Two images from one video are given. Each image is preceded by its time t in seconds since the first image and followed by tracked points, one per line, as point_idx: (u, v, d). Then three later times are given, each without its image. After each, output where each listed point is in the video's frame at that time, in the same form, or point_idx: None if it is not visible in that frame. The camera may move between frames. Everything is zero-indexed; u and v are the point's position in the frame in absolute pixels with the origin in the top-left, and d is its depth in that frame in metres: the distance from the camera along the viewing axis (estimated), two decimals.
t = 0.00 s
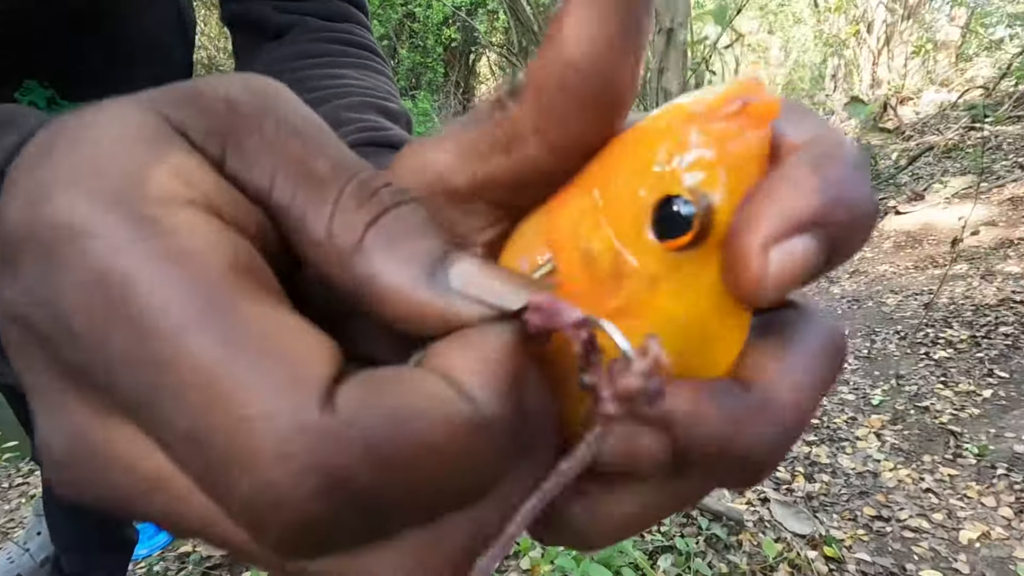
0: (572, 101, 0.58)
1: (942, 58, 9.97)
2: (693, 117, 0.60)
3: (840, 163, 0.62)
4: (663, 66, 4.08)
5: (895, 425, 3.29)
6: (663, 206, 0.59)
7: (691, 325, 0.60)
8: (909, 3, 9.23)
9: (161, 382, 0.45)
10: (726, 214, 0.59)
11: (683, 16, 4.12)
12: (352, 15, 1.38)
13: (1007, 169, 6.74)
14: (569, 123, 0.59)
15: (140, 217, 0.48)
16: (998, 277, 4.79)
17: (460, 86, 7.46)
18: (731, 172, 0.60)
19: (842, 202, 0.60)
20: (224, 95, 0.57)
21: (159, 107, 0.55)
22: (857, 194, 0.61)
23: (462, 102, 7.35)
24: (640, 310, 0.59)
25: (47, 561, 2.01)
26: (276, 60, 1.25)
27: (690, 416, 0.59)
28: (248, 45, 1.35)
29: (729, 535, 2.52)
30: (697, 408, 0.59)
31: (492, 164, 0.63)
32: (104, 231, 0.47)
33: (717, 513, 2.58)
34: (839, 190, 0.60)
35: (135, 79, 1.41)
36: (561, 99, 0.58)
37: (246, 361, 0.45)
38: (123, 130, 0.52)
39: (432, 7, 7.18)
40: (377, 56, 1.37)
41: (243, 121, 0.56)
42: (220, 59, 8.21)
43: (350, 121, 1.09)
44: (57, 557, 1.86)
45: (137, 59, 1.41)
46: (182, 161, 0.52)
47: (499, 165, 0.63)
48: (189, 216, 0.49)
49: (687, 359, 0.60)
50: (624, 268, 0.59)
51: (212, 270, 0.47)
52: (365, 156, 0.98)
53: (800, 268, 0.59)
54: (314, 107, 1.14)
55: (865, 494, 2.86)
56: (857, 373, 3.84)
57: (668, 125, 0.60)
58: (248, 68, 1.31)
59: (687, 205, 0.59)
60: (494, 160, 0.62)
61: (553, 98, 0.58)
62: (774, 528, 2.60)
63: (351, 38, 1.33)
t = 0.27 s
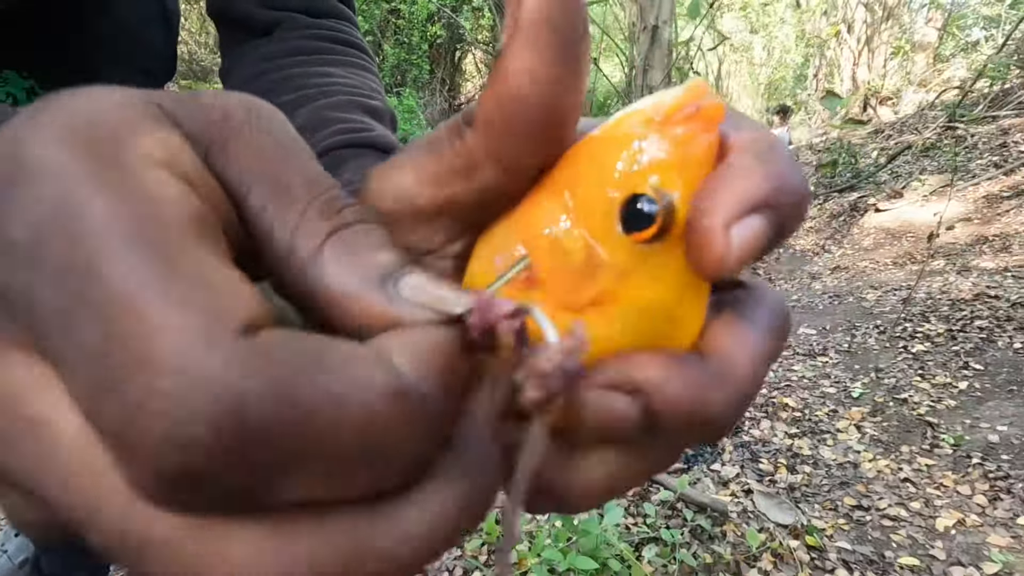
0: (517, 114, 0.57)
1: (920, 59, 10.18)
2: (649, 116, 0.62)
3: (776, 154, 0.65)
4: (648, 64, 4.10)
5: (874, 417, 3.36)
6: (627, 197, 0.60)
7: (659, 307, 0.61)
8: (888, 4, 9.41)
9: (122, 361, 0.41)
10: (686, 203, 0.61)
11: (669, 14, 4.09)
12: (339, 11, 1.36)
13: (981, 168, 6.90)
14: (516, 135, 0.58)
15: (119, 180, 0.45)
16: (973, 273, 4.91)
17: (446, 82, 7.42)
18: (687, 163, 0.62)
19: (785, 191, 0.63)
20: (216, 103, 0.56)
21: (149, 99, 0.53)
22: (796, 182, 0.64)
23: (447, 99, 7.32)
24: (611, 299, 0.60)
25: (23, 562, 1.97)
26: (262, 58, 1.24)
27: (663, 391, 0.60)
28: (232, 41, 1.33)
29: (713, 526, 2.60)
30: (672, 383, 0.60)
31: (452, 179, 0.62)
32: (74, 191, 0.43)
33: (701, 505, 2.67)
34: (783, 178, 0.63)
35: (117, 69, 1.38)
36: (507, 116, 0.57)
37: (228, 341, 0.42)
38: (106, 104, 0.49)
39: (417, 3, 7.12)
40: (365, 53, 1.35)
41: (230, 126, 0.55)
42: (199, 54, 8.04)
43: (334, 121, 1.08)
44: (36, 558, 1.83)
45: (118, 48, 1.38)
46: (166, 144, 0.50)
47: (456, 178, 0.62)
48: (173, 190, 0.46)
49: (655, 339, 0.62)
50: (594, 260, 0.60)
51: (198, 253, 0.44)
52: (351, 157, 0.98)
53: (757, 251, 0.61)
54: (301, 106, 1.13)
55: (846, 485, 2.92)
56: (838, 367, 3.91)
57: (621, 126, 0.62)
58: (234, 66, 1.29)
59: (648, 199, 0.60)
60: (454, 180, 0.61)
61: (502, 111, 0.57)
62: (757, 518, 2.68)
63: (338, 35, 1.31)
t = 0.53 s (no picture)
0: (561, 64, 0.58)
1: (911, 59, 10.25)
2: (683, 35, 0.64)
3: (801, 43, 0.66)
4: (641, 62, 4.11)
5: (866, 412, 3.38)
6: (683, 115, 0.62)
7: (727, 215, 0.64)
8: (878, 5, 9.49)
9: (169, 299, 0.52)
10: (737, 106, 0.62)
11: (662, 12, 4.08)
12: (332, 5, 1.36)
13: (971, 166, 6.97)
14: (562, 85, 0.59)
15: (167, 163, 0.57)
16: (963, 270, 4.95)
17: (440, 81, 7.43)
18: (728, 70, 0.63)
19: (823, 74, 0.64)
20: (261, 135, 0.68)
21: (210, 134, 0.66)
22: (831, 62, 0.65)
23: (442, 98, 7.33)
24: (685, 216, 0.63)
25: (19, 560, 1.97)
26: (255, 53, 1.25)
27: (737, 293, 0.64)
28: (223, 34, 1.33)
29: (707, 520, 2.63)
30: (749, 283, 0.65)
31: (494, 145, 0.61)
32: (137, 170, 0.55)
33: (696, 499, 2.69)
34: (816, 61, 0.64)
35: (112, 65, 1.47)
36: (555, 67, 0.58)
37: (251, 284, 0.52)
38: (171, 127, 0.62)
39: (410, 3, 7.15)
40: (358, 46, 1.35)
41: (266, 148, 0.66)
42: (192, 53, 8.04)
43: (329, 114, 1.08)
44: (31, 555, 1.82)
45: (114, 45, 1.47)
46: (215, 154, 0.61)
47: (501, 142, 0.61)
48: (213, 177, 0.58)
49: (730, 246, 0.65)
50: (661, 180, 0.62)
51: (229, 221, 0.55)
52: (345, 150, 0.98)
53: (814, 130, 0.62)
54: (296, 100, 1.13)
55: (838, 478, 2.94)
56: (830, 362, 3.95)
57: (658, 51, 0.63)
58: (227, 60, 1.29)
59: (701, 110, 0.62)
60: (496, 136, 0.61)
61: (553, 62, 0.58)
62: (750, 511, 2.71)
63: (331, 28, 1.31)
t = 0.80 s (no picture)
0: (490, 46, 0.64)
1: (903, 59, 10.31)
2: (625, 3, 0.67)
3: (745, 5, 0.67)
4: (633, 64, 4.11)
5: (856, 409, 3.41)
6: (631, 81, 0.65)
7: (678, 175, 0.68)
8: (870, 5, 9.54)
9: (166, 328, 0.53)
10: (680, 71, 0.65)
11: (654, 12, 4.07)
12: (320, 12, 1.38)
13: (962, 165, 7.02)
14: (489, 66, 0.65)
15: (151, 182, 0.56)
16: (953, 268, 4.98)
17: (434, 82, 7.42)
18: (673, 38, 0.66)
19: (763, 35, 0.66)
20: (231, 117, 0.66)
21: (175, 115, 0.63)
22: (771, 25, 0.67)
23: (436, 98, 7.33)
24: (634, 178, 0.67)
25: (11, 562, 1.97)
26: (243, 57, 1.26)
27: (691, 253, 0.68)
28: (210, 39, 1.35)
29: (698, 517, 2.66)
30: (701, 245, 0.68)
31: (439, 129, 0.69)
32: (120, 192, 0.55)
33: (688, 497, 2.71)
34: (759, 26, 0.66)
35: (95, 64, 1.49)
36: (479, 51, 0.65)
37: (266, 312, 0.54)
38: (139, 121, 0.60)
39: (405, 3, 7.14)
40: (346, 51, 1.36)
41: (241, 137, 0.65)
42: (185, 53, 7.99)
43: (314, 110, 1.07)
44: (23, 555, 1.82)
45: (97, 44, 1.48)
46: (192, 155, 0.60)
47: (439, 126, 0.69)
48: (195, 190, 0.58)
49: (680, 210, 0.69)
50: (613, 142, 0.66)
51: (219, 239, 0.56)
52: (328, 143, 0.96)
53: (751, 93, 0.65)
54: (283, 101, 1.13)
55: (828, 475, 2.97)
56: (822, 361, 3.99)
57: (602, 25, 0.67)
58: (216, 66, 1.31)
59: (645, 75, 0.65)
60: (431, 121, 0.69)
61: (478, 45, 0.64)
62: (741, 508, 2.73)
63: (318, 32, 1.32)
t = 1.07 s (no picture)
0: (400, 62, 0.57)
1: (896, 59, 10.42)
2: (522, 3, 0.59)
3: None
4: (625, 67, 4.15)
5: (848, 407, 3.45)
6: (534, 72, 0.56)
7: (598, 169, 0.59)
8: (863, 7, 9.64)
9: (12, 443, 0.44)
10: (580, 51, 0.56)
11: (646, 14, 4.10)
12: (310, 23, 1.40)
13: (953, 164, 7.09)
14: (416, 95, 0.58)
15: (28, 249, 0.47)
16: (944, 266, 5.02)
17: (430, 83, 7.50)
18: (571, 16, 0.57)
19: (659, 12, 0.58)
20: (166, 165, 0.58)
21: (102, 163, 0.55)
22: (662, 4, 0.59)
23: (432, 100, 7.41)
24: (552, 180, 0.58)
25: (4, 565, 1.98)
26: (233, 66, 1.27)
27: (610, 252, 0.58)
28: (200, 47, 1.37)
29: (691, 515, 2.69)
30: (623, 238, 0.59)
31: (380, 159, 0.61)
32: None
33: (680, 494, 2.75)
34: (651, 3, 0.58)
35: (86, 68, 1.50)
36: (403, 78, 0.57)
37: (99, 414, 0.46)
38: (46, 169, 0.51)
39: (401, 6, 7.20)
40: (336, 61, 1.38)
41: (174, 189, 0.57)
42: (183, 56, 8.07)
43: (300, 120, 1.08)
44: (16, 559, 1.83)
45: (87, 50, 1.50)
46: (95, 212, 0.51)
47: (378, 161, 0.61)
48: (85, 263, 0.49)
49: (603, 204, 0.60)
50: (521, 143, 0.57)
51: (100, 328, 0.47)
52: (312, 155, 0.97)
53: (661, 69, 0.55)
54: (270, 109, 1.14)
55: (819, 472, 3.00)
56: (814, 359, 4.02)
57: (503, 31, 0.58)
58: (206, 74, 1.32)
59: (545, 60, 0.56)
60: (373, 155, 0.61)
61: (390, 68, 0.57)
62: (733, 506, 2.77)
63: (308, 43, 1.34)
